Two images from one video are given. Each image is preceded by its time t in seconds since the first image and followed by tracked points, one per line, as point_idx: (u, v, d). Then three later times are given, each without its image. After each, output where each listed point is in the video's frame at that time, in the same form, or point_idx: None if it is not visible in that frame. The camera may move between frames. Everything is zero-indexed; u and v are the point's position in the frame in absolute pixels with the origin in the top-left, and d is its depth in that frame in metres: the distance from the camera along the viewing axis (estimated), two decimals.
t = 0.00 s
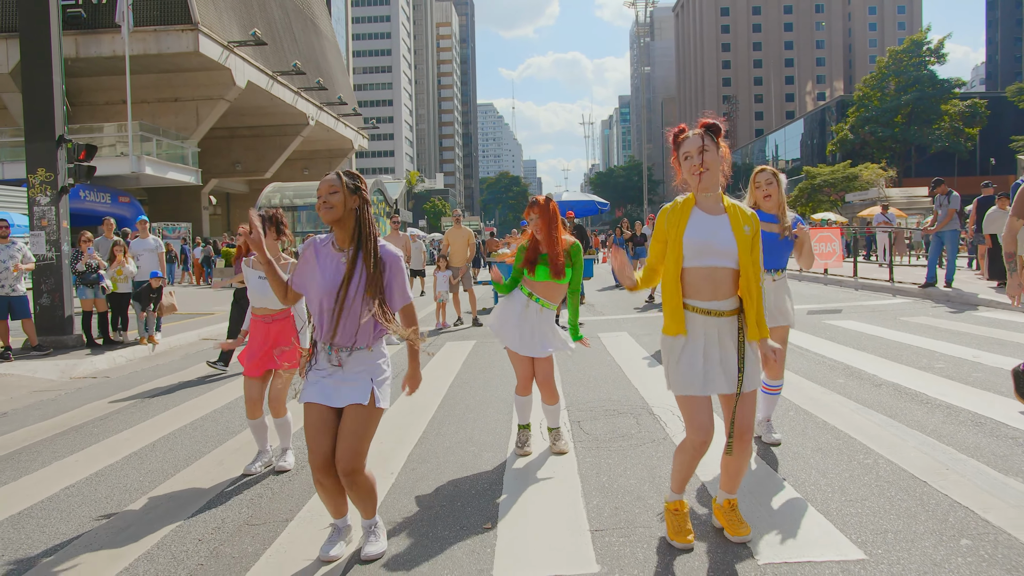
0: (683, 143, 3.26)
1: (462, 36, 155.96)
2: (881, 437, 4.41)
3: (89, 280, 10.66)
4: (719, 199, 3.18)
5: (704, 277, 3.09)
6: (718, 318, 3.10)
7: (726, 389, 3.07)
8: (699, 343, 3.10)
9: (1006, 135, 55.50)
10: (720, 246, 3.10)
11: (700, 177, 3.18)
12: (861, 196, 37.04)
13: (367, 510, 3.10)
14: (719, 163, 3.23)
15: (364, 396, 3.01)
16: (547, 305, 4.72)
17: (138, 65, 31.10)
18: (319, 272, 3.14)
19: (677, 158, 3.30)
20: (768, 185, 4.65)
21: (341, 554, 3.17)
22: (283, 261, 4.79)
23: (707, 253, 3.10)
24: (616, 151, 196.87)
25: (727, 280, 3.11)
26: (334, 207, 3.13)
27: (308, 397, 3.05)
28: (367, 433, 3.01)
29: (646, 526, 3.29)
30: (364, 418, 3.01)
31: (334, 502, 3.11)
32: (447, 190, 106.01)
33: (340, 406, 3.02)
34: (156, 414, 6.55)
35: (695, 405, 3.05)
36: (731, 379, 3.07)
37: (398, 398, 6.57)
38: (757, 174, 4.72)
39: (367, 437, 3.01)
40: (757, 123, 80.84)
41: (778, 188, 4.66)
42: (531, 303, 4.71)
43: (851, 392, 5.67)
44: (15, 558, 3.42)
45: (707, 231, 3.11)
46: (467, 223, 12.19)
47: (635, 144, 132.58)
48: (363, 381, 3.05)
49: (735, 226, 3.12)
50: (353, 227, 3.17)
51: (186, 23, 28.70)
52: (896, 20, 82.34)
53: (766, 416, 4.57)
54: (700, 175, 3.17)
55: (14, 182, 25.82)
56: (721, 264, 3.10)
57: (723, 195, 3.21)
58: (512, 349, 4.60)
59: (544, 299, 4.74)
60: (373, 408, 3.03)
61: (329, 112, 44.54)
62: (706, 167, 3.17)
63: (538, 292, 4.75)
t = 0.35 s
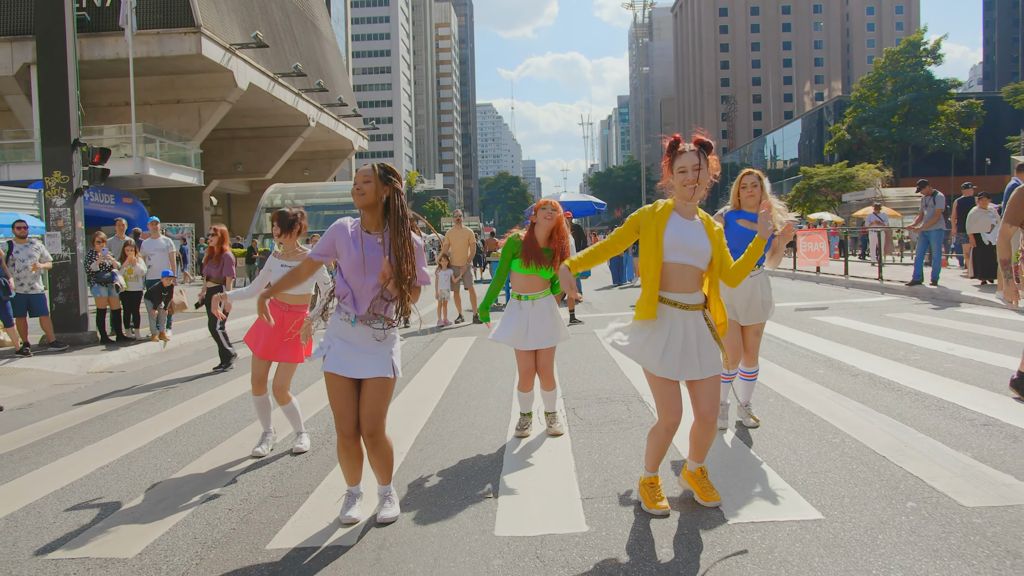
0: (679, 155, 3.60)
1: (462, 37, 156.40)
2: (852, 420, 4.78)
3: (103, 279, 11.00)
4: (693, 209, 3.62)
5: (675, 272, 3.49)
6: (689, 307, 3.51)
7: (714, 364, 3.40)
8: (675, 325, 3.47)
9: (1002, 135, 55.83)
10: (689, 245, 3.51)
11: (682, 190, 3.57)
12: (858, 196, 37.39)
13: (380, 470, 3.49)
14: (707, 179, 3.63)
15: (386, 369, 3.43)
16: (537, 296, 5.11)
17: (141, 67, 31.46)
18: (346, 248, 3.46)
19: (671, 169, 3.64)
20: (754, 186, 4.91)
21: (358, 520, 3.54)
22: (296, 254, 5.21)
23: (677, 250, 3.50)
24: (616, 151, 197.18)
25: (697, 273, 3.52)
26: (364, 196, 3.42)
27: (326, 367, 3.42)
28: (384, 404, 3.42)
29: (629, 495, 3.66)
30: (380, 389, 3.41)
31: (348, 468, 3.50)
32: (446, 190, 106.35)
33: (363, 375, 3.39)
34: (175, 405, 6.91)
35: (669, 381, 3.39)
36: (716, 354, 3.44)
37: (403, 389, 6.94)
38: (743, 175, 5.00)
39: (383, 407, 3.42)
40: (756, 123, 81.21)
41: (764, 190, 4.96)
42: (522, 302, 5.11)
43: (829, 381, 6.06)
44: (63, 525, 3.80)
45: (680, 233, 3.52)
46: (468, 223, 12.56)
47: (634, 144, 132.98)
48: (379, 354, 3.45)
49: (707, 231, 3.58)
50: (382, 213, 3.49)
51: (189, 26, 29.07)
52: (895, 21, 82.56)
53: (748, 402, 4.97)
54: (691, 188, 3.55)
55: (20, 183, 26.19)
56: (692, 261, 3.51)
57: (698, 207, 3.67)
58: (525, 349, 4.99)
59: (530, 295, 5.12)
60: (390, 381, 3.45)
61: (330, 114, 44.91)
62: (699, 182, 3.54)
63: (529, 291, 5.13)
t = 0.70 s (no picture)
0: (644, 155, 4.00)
1: (461, 37, 156.75)
2: (825, 405, 5.17)
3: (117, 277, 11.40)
4: (659, 200, 3.96)
5: (658, 264, 3.86)
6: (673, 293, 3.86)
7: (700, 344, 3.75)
8: (663, 312, 3.83)
9: (999, 134, 56.20)
10: (659, 240, 3.87)
11: (647, 185, 3.94)
12: (854, 195, 37.76)
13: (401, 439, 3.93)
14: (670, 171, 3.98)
15: (398, 341, 3.80)
16: (534, 280, 5.46)
17: (145, 68, 31.84)
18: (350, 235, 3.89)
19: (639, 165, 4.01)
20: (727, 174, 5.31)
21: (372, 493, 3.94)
22: (299, 242, 5.57)
23: (653, 247, 3.88)
24: (615, 150, 197.55)
25: (676, 261, 3.86)
26: (368, 184, 3.86)
27: (354, 345, 3.83)
28: (400, 373, 3.82)
29: (616, 470, 4.05)
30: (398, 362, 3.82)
31: (368, 441, 3.92)
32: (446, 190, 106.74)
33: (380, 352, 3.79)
34: (192, 396, 7.30)
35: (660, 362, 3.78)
36: (707, 333, 3.77)
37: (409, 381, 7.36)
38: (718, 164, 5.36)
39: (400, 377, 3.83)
40: (755, 122, 81.58)
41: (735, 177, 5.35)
42: (520, 285, 5.46)
43: (809, 371, 6.46)
44: (104, 497, 4.21)
45: (650, 231, 3.91)
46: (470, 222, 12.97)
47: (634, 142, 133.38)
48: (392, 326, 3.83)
49: (672, 215, 3.90)
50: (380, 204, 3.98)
51: (192, 28, 29.44)
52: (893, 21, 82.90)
53: (732, 381, 5.39)
54: (656, 182, 3.91)
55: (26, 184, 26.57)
56: (672, 249, 3.86)
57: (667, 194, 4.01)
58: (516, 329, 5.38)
59: (528, 278, 5.47)
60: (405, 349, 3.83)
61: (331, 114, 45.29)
62: (659, 177, 3.92)
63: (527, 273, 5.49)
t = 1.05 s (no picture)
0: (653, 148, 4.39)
1: (462, 38, 157.16)
2: (810, 397, 5.53)
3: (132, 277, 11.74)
4: (676, 187, 4.35)
5: (667, 241, 4.27)
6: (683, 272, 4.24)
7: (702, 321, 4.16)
8: (670, 288, 4.22)
9: (997, 138, 56.56)
10: (672, 218, 4.28)
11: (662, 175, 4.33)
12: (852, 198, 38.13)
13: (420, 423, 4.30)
14: (677, 160, 4.35)
15: (417, 332, 4.16)
16: (545, 274, 5.92)
17: (150, 71, 32.16)
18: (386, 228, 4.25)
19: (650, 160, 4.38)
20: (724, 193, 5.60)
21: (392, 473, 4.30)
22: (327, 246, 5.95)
23: (666, 224, 4.28)
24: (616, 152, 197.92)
25: (684, 240, 4.25)
26: (396, 186, 4.22)
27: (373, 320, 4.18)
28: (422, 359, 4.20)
29: (615, 454, 4.40)
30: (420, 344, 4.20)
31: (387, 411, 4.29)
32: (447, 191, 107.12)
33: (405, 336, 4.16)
34: (211, 390, 7.64)
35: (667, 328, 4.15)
36: (708, 314, 4.18)
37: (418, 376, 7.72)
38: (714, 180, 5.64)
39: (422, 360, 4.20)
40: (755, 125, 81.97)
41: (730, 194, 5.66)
42: (532, 277, 5.95)
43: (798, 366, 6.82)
44: (142, 478, 4.56)
45: (665, 209, 4.30)
46: (473, 224, 13.38)
47: (634, 144, 133.75)
48: (412, 318, 4.19)
49: (681, 198, 4.29)
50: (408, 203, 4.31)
51: (197, 31, 29.80)
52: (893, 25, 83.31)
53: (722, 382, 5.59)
54: (668, 171, 4.30)
55: (33, 185, 26.92)
56: (680, 228, 4.26)
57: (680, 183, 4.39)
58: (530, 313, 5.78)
59: (541, 271, 5.94)
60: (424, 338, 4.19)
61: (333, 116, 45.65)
62: (671, 164, 4.29)
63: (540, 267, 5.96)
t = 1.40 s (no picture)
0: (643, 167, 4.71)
1: (461, 37, 157.31)
2: (796, 387, 5.77)
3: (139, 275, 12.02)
4: (662, 205, 4.67)
5: (650, 255, 4.57)
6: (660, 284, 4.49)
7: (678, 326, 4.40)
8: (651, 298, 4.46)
9: (995, 135, 56.78)
10: (654, 235, 4.60)
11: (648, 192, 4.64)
12: (850, 195, 38.28)
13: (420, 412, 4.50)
14: (665, 178, 4.65)
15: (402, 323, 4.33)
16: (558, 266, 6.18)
17: (152, 71, 32.36)
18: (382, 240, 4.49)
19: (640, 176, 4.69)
20: (726, 182, 5.64)
21: (397, 457, 4.54)
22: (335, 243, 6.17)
23: (648, 240, 4.60)
24: (615, 151, 197.74)
25: (662, 255, 4.56)
26: (389, 198, 4.46)
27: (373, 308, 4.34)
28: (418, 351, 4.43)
29: (607, 438, 4.64)
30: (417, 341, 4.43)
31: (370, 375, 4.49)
32: (446, 190, 107.29)
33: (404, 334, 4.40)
34: (220, 383, 7.89)
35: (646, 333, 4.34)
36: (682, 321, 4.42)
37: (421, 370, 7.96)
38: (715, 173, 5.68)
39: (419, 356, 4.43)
40: (753, 123, 82.14)
41: (732, 186, 5.70)
42: (545, 267, 6.18)
43: (787, 358, 7.06)
44: (159, 463, 4.80)
45: (648, 228, 4.64)
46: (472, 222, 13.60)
47: (634, 143, 133.97)
48: (401, 312, 4.38)
49: (665, 216, 4.62)
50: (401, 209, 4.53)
51: (198, 31, 30.00)
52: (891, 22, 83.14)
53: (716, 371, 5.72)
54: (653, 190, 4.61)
55: (36, 184, 27.13)
56: (661, 244, 4.57)
57: (667, 201, 4.71)
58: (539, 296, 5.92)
59: (556, 261, 6.20)
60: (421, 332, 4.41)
61: (333, 115, 45.89)
62: (658, 182, 4.60)
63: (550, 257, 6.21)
